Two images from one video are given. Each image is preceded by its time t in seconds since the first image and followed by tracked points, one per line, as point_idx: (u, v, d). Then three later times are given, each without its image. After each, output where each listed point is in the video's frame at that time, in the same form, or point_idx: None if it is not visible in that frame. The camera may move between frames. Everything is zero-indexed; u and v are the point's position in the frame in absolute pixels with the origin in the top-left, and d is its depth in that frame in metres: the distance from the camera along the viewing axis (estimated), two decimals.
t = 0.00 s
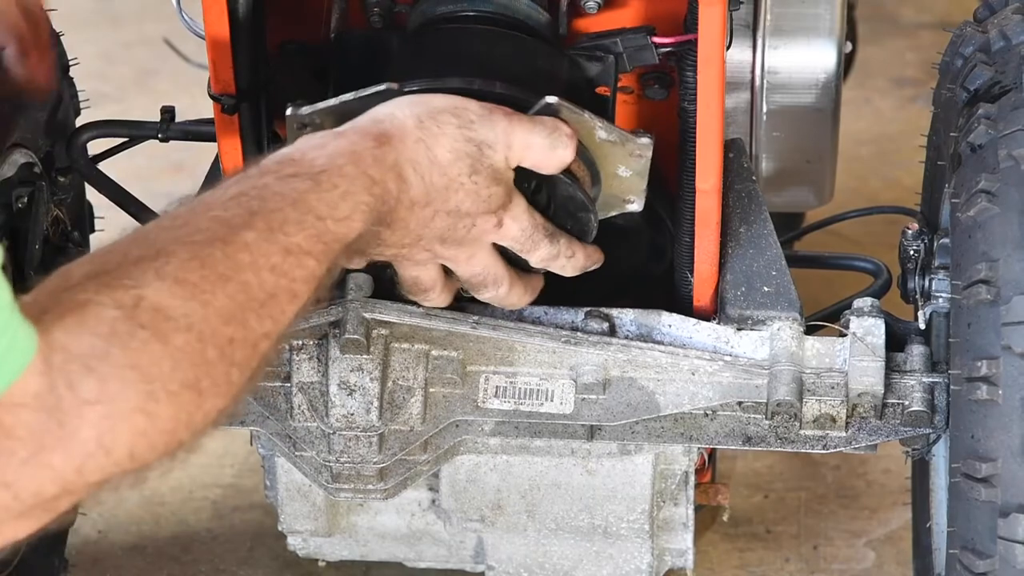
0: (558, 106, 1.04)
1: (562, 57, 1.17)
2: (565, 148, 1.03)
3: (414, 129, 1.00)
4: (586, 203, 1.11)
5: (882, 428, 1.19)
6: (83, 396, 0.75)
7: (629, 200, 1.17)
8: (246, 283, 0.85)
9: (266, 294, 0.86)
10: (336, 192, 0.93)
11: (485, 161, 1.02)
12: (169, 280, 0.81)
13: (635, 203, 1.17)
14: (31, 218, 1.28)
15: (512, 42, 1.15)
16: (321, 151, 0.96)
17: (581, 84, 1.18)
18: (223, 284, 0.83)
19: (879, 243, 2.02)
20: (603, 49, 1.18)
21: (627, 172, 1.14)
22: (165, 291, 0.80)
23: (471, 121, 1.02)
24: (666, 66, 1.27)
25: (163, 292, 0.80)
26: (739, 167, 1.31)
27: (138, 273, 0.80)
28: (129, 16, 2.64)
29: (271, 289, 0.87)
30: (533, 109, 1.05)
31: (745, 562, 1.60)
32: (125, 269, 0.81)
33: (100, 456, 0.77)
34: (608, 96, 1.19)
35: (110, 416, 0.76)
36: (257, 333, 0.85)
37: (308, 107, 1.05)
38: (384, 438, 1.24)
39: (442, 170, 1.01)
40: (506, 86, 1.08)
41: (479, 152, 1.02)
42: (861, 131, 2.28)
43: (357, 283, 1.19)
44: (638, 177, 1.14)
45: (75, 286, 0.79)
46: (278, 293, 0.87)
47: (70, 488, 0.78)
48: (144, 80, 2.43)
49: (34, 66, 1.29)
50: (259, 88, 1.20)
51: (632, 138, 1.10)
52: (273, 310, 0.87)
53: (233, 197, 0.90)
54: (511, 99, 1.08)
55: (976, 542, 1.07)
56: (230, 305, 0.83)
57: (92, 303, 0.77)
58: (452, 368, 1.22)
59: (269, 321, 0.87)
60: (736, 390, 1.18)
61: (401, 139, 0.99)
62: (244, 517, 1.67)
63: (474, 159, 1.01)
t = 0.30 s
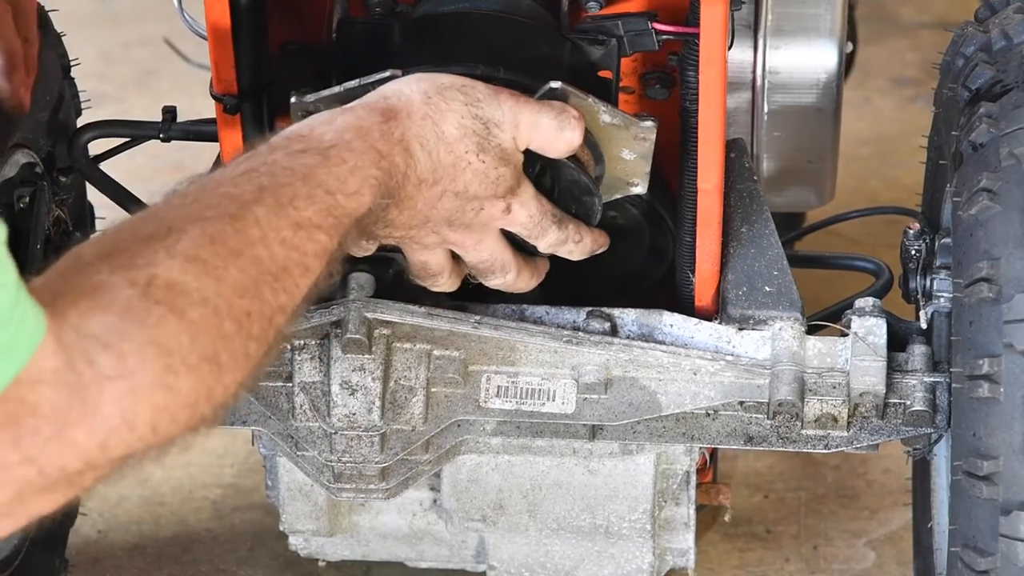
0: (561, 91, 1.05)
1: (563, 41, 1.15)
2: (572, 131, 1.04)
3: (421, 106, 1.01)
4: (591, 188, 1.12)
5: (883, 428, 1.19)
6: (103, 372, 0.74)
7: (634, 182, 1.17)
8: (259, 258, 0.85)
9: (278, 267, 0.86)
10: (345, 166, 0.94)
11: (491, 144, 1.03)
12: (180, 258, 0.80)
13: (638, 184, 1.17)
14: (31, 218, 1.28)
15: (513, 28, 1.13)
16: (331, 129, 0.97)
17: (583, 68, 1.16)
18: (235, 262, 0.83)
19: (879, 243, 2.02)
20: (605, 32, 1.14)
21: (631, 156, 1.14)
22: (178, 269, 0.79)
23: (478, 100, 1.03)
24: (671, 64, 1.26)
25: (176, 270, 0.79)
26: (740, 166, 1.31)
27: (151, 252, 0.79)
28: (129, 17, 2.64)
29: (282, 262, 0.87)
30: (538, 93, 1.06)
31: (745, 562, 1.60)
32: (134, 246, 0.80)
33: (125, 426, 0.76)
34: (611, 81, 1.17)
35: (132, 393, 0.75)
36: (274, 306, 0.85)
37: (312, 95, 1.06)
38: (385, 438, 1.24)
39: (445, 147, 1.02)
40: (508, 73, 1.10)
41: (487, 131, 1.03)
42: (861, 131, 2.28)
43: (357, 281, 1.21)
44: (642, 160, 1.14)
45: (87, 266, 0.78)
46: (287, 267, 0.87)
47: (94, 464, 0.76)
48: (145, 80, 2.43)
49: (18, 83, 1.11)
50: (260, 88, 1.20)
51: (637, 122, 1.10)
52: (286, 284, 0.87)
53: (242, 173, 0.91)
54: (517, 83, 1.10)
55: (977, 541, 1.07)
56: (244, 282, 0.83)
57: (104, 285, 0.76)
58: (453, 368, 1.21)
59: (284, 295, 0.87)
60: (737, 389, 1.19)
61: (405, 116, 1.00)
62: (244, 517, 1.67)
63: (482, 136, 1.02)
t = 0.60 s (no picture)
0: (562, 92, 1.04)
1: (562, 42, 1.14)
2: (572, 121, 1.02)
3: (428, 174, 0.95)
4: (590, 189, 1.13)
5: (883, 429, 1.19)
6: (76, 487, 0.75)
7: (631, 184, 1.19)
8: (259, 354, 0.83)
9: (282, 365, 0.85)
10: (359, 248, 0.89)
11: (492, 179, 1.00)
12: (175, 359, 0.79)
13: (635, 186, 1.19)
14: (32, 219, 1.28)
15: (512, 29, 1.13)
16: (344, 207, 0.92)
17: (583, 70, 1.15)
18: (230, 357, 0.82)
19: (879, 243, 2.02)
20: (605, 33, 1.15)
21: (630, 157, 1.14)
22: (171, 372, 0.79)
23: (478, 140, 0.98)
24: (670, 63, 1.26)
25: (169, 373, 0.79)
26: (739, 167, 1.30)
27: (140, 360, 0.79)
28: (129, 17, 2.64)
29: (289, 356, 0.85)
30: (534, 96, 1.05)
31: (745, 562, 1.60)
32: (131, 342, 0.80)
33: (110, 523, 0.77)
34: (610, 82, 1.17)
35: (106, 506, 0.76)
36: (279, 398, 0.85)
37: (311, 95, 1.07)
38: (385, 438, 1.24)
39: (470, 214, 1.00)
40: (509, 73, 1.08)
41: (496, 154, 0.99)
42: (861, 131, 2.28)
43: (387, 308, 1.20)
44: (640, 162, 1.15)
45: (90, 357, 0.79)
46: (296, 356, 0.86)
47: None
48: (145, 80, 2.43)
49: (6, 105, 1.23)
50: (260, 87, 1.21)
51: (635, 124, 1.10)
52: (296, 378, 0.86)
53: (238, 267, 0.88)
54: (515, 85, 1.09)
55: (976, 542, 1.07)
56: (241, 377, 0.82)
57: (90, 388, 0.77)
58: (452, 369, 1.22)
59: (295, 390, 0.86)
60: (737, 390, 1.19)
61: (421, 184, 0.95)
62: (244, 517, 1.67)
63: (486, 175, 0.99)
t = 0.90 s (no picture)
0: (564, 94, 1.03)
1: (563, 42, 1.13)
2: (417, 125, 0.99)
3: (366, 266, 0.99)
4: (590, 189, 1.13)
5: (882, 429, 1.19)
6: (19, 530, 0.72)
7: (631, 184, 1.19)
8: (216, 422, 0.82)
9: (242, 430, 0.82)
10: (316, 334, 0.92)
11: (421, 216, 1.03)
12: (125, 418, 0.79)
13: (636, 186, 1.19)
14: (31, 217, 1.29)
15: (512, 29, 1.12)
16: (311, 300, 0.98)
17: (583, 70, 1.15)
18: (189, 423, 0.81)
19: (879, 243, 2.02)
20: (605, 33, 1.16)
21: (629, 157, 1.14)
22: (118, 430, 0.78)
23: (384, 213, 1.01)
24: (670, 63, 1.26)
25: (116, 431, 0.78)
26: (739, 167, 1.30)
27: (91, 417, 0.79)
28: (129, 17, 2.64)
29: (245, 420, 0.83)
30: (533, 98, 1.04)
31: (745, 562, 1.60)
32: (89, 412, 0.80)
33: None
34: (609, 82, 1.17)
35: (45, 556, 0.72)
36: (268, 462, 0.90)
37: (310, 95, 1.06)
38: (385, 439, 1.23)
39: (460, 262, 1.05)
40: (511, 73, 1.05)
41: (410, 192, 1.02)
42: (861, 131, 2.28)
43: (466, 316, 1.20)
44: (640, 162, 1.15)
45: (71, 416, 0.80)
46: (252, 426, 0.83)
47: None
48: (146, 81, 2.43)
49: None
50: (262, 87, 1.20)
51: (636, 124, 1.09)
52: (253, 447, 0.82)
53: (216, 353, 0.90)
54: (507, 91, 1.05)
55: (977, 542, 1.07)
56: (194, 444, 0.80)
57: (41, 445, 0.76)
58: (453, 369, 1.22)
59: (250, 458, 0.82)
60: (737, 390, 1.18)
61: (366, 279, 0.98)
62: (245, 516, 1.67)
63: (417, 226, 1.02)
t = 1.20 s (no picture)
0: (594, 111, 1.06)
1: (566, 48, 1.14)
2: (460, 126, 1.00)
3: (328, 212, 1.03)
4: (592, 207, 1.16)
5: (883, 429, 1.19)
6: None
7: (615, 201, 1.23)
8: (148, 355, 0.92)
9: (171, 364, 0.93)
10: (255, 271, 0.98)
11: (402, 200, 1.04)
12: (55, 355, 0.88)
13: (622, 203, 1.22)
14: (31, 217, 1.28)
15: (512, 28, 1.12)
16: (259, 226, 1.02)
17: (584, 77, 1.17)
18: (122, 358, 0.90)
19: (879, 243, 2.02)
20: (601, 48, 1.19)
21: (623, 178, 1.18)
22: (52, 366, 0.88)
23: (374, 177, 1.03)
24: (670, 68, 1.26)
25: (51, 367, 0.88)
26: (739, 167, 1.31)
27: (32, 351, 0.88)
28: (129, 16, 2.64)
29: (177, 362, 0.93)
30: (561, 109, 1.06)
31: (745, 562, 1.60)
32: None
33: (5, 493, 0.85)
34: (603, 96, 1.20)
35: None
36: (163, 405, 0.92)
37: (339, 77, 1.03)
38: (385, 438, 1.24)
39: (414, 249, 1.07)
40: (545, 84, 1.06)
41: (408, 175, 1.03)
42: (862, 131, 2.28)
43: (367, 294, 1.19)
44: (630, 182, 1.19)
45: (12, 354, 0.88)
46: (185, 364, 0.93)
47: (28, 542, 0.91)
48: (145, 81, 2.43)
49: None
50: (262, 88, 1.20)
51: (644, 149, 1.13)
52: (182, 381, 0.93)
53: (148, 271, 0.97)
54: (537, 99, 1.06)
55: (977, 542, 1.07)
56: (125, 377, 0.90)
57: None
58: (452, 369, 1.21)
59: (178, 392, 0.93)
60: (737, 390, 1.18)
61: (322, 221, 1.02)
62: (245, 517, 1.67)
63: (392, 207, 1.04)
